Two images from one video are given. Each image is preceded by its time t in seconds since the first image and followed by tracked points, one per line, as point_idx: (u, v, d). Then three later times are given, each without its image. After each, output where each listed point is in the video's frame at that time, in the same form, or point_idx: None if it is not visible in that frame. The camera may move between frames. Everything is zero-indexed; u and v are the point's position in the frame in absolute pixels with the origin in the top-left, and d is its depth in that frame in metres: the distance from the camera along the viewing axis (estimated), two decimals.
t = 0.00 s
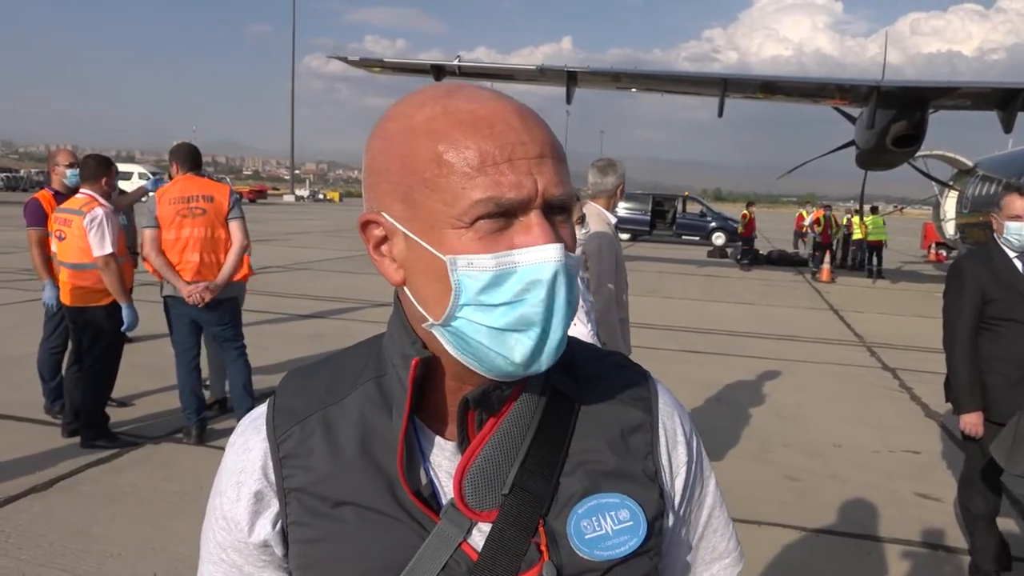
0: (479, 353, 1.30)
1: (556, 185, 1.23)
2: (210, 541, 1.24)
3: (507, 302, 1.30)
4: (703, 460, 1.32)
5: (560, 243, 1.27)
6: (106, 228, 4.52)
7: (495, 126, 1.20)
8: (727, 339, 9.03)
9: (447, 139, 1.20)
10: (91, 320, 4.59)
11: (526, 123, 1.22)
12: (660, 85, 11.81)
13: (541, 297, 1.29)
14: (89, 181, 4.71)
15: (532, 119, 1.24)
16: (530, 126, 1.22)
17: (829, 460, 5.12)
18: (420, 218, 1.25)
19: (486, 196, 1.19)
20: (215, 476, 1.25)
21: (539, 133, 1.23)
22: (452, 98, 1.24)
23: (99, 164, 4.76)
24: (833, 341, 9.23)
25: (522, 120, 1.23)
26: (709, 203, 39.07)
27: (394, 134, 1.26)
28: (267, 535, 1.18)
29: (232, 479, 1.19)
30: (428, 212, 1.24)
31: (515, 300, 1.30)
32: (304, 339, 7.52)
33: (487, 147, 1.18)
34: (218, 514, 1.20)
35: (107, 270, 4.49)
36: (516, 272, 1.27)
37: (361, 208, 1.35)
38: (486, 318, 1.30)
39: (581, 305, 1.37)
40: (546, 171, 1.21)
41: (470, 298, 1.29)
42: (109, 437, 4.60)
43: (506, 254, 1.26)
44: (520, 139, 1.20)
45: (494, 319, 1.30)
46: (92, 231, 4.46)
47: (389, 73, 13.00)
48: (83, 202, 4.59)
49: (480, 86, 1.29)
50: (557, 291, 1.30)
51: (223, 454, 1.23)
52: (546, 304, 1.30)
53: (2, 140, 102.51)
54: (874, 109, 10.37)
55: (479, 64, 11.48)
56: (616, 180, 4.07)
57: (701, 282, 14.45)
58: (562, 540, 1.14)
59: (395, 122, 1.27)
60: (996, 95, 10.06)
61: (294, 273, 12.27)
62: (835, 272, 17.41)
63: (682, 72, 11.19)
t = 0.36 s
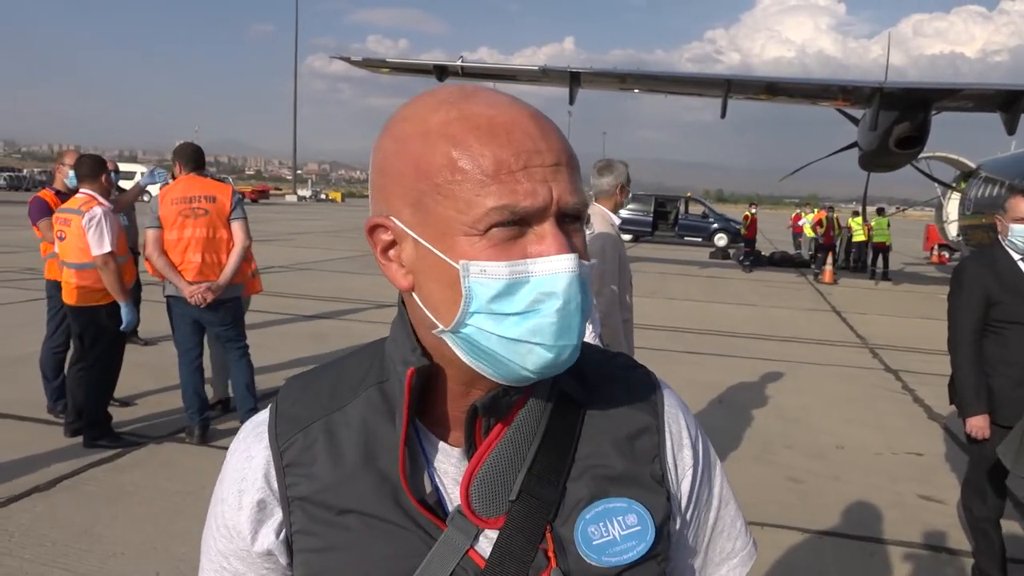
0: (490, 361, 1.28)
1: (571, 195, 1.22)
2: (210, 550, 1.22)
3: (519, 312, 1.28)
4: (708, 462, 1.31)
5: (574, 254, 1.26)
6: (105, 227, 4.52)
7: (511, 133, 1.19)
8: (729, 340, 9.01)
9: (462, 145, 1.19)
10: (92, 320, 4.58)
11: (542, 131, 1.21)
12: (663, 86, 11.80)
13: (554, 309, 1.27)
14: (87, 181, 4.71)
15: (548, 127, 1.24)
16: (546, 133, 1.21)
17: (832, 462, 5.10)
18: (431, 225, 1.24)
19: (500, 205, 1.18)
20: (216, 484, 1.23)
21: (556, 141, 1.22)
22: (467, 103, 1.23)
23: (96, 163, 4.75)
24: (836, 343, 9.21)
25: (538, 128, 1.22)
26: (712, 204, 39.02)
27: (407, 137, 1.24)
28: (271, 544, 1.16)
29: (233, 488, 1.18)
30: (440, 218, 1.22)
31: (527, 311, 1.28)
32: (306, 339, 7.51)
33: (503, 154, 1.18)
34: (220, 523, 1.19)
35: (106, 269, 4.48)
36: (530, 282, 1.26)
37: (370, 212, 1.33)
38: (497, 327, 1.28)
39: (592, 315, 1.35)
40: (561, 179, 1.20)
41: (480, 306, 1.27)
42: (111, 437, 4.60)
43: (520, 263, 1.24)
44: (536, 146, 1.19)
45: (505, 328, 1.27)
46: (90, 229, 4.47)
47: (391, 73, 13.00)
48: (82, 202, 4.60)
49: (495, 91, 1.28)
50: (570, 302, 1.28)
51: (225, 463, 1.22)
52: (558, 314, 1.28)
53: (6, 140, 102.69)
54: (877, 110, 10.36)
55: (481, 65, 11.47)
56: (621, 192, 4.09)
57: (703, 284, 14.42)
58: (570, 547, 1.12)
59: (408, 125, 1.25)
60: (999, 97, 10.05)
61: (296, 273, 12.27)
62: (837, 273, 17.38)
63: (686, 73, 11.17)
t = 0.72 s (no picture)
0: (497, 359, 1.29)
1: (584, 195, 1.23)
2: (212, 544, 1.22)
3: (529, 310, 1.28)
4: (712, 469, 1.31)
5: (585, 254, 1.26)
6: (101, 227, 4.52)
7: (525, 132, 1.20)
8: (730, 341, 9.02)
9: (476, 143, 1.19)
10: (91, 320, 4.58)
11: (557, 130, 1.22)
12: (663, 87, 11.81)
13: (564, 308, 1.28)
14: (83, 181, 4.73)
15: (562, 127, 1.24)
16: (560, 133, 1.22)
17: (832, 463, 5.11)
18: (443, 221, 1.24)
19: (513, 203, 1.19)
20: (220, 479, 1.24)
21: (569, 142, 1.23)
22: (482, 100, 1.24)
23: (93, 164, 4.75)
24: (835, 343, 9.22)
25: (553, 127, 1.22)
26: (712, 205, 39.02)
27: (422, 133, 1.25)
28: (274, 540, 1.17)
29: (239, 482, 1.18)
30: (452, 215, 1.23)
31: (536, 309, 1.28)
32: (306, 340, 7.51)
33: (517, 153, 1.18)
34: (223, 517, 1.19)
35: (102, 269, 4.48)
36: (540, 280, 1.26)
37: (381, 206, 1.33)
38: (506, 324, 1.28)
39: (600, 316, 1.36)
40: (574, 180, 1.21)
41: (490, 302, 1.27)
42: (111, 437, 4.60)
43: (531, 262, 1.25)
44: (550, 146, 1.20)
45: (513, 325, 1.28)
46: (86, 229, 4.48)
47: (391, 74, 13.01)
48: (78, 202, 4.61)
49: (510, 88, 1.28)
50: (579, 302, 1.28)
51: (230, 456, 1.22)
52: (566, 314, 1.28)
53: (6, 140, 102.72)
54: (877, 111, 10.36)
55: (481, 65, 11.47)
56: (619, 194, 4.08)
57: (704, 284, 14.42)
58: (574, 550, 1.13)
59: (423, 121, 1.26)
60: (999, 98, 10.07)
61: (296, 274, 12.27)
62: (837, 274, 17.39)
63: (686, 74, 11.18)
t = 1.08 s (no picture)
0: (502, 362, 1.30)
1: (590, 198, 1.24)
2: (210, 544, 1.24)
3: (536, 311, 1.29)
4: (709, 475, 1.33)
5: (592, 256, 1.27)
6: (98, 230, 4.54)
7: (534, 134, 1.22)
8: (728, 343, 9.04)
9: (485, 144, 1.21)
10: (87, 323, 4.58)
11: (564, 134, 1.24)
12: (660, 90, 11.84)
13: (569, 308, 1.29)
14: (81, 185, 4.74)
15: (568, 131, 1.26)
16: (567, 136, 1.24)
17: (830, 465, 5.12)
18: (450, 221, 1.25)
19: (521, 204, 1.20)
20: (218, 479, 1.25)
21: (576, 145, 1.24)
22: (490, 104, 1.26)
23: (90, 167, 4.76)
24: (833, 345, 9.24)
25: (560, 131, 1.24)
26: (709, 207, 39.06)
27: (430, 135, 1.26)
28: (273, 542, 1.18)
29: (237, 483, 1.19)
30: (460, 216, 1.24)
31: (543, 310, 1.29)
32: (305, 342, 7.52)
33: (525, 155, 1.20)
34: (222, 517, 1.20)
35: (100, 271, 4.50)
36: (547, 282, 1.27)
37: (387, 208, 1.34)
38: (511, 325, 1.29)
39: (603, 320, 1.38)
40: (581, 181, 1.22)
41: (497, 303, 1.28)
42: (109, 441, 4.60)
43: (538, 263, 1.26)
44: (558, 149, 1.22)
45: (519, 326, 1.29)
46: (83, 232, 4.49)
47: (389, 77, 13.03)
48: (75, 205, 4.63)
49: (517, 93, 1.30)
50: (585, 303, 1.30)
51: (229, 457, 1.24)
52: (572, 315, 1.30)
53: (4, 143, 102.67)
54: (874, 114, 10.40)
55: (479, 68, 11.50)
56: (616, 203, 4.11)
57: (701, 287, 14.45)
58: (572, 553, 1.14)
59: (431, 123, 1.27)
60: (995, 101, 10.11)
61: (295, 277, 12.28)
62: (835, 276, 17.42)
63: (684, 77, 11.21)
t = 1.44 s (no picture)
0: (477, 364, 1.32)
1: (565, 201, 1.25)
2: (198, 540, 1.26)
3: (509, 314, 1.32)
4: (698, 462, 1.35)
5: (565, 261, 1.30)
6: (93, 234, 4.55)
7: (509, 137, 1.22)
8: (725, 342, 9.06)
9: (458, 148, 1.22)
10: (80, 327, 4.59)
11: (540, 137, 1.24)
12: (656, 89, 11.86)
13: (542, 312, 1.32)
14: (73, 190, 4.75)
15: (545, 133, 1.27)
16: (544, 139, 1.25)
17: (826, 461, 5.15)
18: (425, 223, 1.28)
19: (494, 208, 1.22)
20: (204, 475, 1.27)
21: (551, 147, 1.25)
22: (466, 105, 1.27)
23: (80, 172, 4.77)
24: (830, 343, 9.26)
25: (536, 133, 1.25)
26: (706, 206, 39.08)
27: (405, 136, 1.28)
28: (256, 538, 1.20)
29: (222, 479, 1.21)
30: (434, 219, 1.27)
31: (515, 313, 1.33)
32: (303, 345, 7.53)
33: (499, 159, 1.21)
34: (207, 514, 1.23)
35: (94, 275, 4.51)
36: (519, 285, 1.30)
37: (365, 208, 1.38)
38: (485, 330, 1.32)
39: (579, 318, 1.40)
40: (556, 185, 1.23)
41: (470, 308, 1.31)
42: (107, 444, 4.62)
43: (511, 268, 1.29)
44: (533, 153, 1.22)
45: (492, 329, 1.32)
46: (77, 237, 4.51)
47: (385, 78, 13.03)
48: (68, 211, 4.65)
49: (495, 93, 1.31)
50: (557, 307, 1.32)
51: (215, 453, 1.26)
52: (545, 319, 1.33)
53: None
54: (869, 111, 10.44)
55: (474, 69, 11.52)
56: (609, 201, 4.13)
57: (699, 285, 14.48)
58: (557, 545, 1.16)
59: (406, 124, 1.29)
60: (989, 97, 10.15)
61: (292, 279, 12.28)
62: (832, 273, 17.45)
63: (679, 76, 11.24)
